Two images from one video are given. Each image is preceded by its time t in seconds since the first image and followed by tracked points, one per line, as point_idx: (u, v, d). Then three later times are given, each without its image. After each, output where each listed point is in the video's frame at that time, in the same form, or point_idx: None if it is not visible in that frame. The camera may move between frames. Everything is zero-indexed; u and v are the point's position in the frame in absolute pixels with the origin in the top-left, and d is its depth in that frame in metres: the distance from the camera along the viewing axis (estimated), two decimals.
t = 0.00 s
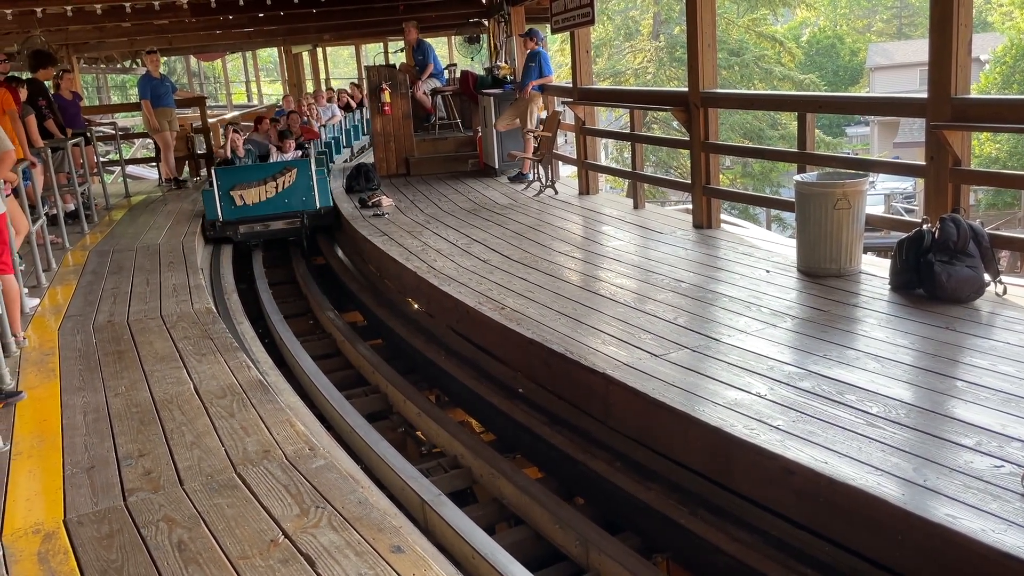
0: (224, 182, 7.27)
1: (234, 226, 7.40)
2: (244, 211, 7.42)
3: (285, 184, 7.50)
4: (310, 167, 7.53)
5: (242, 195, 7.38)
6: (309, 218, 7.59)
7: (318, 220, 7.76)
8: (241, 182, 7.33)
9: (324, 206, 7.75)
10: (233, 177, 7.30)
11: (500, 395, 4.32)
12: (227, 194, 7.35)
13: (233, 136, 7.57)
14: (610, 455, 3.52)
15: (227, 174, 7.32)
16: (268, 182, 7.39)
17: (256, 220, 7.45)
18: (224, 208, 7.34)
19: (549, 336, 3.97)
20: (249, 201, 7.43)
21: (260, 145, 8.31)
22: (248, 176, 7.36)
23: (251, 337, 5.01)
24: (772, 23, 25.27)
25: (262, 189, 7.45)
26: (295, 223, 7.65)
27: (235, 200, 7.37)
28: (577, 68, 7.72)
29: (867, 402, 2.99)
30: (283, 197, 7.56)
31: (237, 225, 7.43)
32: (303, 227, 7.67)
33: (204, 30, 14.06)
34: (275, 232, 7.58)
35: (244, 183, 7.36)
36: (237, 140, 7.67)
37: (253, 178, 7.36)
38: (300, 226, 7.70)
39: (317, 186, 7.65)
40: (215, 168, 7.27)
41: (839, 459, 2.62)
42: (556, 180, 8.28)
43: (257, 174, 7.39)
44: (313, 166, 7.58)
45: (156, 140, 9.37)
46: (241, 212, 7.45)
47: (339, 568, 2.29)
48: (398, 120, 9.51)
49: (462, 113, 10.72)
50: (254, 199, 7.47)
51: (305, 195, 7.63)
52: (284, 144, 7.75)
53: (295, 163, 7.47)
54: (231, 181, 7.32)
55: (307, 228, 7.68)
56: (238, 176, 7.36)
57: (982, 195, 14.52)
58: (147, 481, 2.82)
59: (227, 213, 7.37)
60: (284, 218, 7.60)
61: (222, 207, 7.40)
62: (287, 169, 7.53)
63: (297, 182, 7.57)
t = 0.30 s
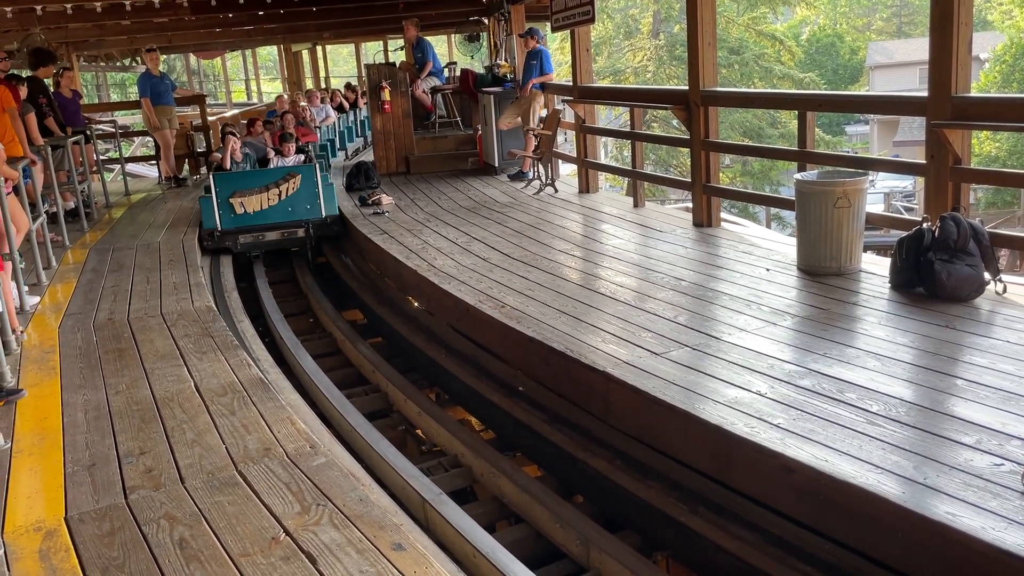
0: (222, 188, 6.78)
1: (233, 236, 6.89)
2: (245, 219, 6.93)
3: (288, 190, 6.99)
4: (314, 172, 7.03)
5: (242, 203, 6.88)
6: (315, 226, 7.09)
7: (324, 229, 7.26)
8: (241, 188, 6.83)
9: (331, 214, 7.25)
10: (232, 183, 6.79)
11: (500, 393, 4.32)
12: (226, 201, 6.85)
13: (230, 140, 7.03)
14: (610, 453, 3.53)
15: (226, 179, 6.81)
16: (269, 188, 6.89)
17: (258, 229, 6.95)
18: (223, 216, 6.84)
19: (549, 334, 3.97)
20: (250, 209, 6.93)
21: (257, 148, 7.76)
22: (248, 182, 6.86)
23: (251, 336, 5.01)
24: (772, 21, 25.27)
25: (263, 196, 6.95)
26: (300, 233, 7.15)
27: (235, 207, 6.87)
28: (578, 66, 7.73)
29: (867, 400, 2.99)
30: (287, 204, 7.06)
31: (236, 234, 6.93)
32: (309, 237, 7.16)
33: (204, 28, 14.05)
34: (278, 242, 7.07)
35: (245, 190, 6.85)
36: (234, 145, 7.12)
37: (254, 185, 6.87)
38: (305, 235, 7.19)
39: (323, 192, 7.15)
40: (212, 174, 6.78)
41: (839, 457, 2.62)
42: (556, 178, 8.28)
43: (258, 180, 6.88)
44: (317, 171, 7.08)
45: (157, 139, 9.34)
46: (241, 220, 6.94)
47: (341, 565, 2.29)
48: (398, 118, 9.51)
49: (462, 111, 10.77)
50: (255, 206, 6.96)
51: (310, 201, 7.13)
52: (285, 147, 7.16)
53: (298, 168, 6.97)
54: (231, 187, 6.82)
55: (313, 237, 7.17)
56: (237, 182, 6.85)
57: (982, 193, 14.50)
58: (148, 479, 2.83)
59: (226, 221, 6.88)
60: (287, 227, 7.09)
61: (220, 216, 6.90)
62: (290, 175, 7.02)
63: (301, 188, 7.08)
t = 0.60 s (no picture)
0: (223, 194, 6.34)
1: (234, 245, 6.46)
2: (246, 227, 6.50)
3: (293, 196, 6.58)
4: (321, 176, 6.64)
5: (243, 210, 6.45)
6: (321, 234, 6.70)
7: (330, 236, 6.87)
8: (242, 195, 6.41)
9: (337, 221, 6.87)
10: (232, 189, 6.36)
11: (500, 390, 4.32)
12: (226, 208, 6.41)
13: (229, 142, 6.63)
14: (610, 449, 3.53)
15: (226, 185, 6.37)
16: (273, 194, 6.47)
17: (261, 238, 6.53)
18: (223, 224, 6.40)
19: (549, 331, 3.97)
20: (252, 216, 6.50)
21: (255, 150, 7.05)
22: (250, 188, 6.43)
23: (251, 333, 5.01)
24: (771, 18, 25.27)
25: (266, 203, 6.52)
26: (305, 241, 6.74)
27: (235, 214, 6.43)
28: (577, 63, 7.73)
29: (867, 396, 2.99)
30: (291, 211, 6.64)
31: (237, 243, 6.49)
32: (314, 246, 6.77)
33: (203, 25, 14.03)
34: (281, 252, 6.65)
35: (245, 197, 6.42)
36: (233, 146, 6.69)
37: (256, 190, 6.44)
38: (310, 244, 6.79)
39: (328, 197, 6.76)
40: (211, 178, 6.33)
41: (839, 453, 2.62)
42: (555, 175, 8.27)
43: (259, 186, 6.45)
44: (323, 175, 6.69)
45: (155, 136, 9.32)
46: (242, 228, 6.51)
47: (341, 561, 2.30)
48: (397, 115, 9.51)
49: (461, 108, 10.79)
50: (257, 214, 6.53)
51: (315, 208, 6.74)
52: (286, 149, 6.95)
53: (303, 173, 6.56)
54: (232, 193, 6.38)
55: (319, 246, 6.79)
56: (238, 187, 6.42)
57: (981, 190, 14.47)
58: (148, 475, 2.83)
59: (225, 229, 6.44)
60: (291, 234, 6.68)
61: (219, 223, 6.46)
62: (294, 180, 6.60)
63: (306, 194, 6.67)
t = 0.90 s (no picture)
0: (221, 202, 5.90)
1: (235, 257, 6.02)
2: (248, 236, 6.06)
3: (298, 204, 6.12)
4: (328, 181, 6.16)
5: (244, 218, 6.00)
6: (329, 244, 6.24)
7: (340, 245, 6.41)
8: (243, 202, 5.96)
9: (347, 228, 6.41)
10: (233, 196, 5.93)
11: (497, 384, 4.32)
12: (226, 216, 5.97)
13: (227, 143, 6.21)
14: (607, 443, 3.53)
15: (225, 191, 5.92)
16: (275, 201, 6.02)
17: (264, 248, 6.09)
18: (222, 234, 5.97)
19: (546, 326, 3.97)
20: (253, 225, 6.06)
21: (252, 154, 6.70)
22: (251, 194, 5.98)
23: (248, 328, 5.00)
24: (768, 13, 25.22)
25: (269, 210, 6.07)
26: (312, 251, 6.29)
27: (236, 223, 6.00)
28: (574, 58, 7.72)
29: (864, 390, 3.00)
30: (296, 218, 6.19)
31: (238, 254, 6.06)
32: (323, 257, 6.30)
33: (199, 19, 13.99)
34: (286, 263, 6.20)
35: (246, 204, 5.97)
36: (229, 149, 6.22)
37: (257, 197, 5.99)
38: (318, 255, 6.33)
39: (337, 204, 6.29)
40: (209, 185, 5.88)
41: (836, 447, 2.63)
42: (552, 170, 8.25)
43: (262, 192, 5.99)
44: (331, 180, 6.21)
45: (151, 130, 9.29)
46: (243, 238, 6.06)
47: (339, 555, 2.30)
48: (393, 110, 9.52)
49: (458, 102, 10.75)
50: (260, 222, 6.08)
51: (323, 215, 6.27)
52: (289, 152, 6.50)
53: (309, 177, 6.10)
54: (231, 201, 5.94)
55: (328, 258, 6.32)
56: (239, 194, 5.97)
57: (977, 184, 14.45)
58: (146, 470, 2.83)
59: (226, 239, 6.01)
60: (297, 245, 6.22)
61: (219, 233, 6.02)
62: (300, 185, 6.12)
63: (313, 200, 6.20)
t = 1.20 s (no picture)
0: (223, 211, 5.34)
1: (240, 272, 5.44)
2: (253, 247, 5.50)
3: (307, 212, 5.56)
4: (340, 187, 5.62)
5: (248, 228, 5.45)
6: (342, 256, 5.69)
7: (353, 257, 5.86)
8: (246, 210, 5.40)
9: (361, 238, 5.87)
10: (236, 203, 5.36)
11: (492, 377, 4.32)
12: (228, 226, 5.41)
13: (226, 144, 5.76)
14: (602, 436, 3.53)
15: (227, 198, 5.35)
16: (282, 208, 5.47)
17: (271, 261, 5.52)
18: (224, 245, 5.41)
19: (541, 319, 3.97)
20: (258, 235, 5.48)
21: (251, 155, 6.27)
22: (255, 201, 5.41)
23: (244, 321, 4.98)
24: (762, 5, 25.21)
25: (276, 219, 5.50)
26: (322, 263, 5.72)
27: (239, 234, 5.44)
28: (569, 50, 7.71)
29: (859, 382, 3.01)
30: (305, 227, 5.62)
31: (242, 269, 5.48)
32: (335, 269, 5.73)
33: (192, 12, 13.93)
34: (295, 277, 5.63)
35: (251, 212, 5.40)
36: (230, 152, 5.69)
37: (263, 205, 5.43)
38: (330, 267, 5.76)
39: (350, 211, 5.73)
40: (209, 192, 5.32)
41: (830, 438, 2.63)
42: (547, 163, 8.24)
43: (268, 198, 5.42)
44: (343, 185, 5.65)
45: (143, 124, 9.25)
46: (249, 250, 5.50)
47: (335, 548, 2.30)
48: (388, 103, 9.47)
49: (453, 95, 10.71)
50: (265, 232, 5.50)
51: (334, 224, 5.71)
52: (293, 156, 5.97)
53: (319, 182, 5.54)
54: (234, 209, 5.38)
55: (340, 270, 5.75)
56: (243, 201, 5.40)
57: (971, 177, 14.47)
58: (140, 464, 2.82)
59: (228, 251, 5.45)
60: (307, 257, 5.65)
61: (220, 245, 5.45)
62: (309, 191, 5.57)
63: (323, 208, 5.66)
